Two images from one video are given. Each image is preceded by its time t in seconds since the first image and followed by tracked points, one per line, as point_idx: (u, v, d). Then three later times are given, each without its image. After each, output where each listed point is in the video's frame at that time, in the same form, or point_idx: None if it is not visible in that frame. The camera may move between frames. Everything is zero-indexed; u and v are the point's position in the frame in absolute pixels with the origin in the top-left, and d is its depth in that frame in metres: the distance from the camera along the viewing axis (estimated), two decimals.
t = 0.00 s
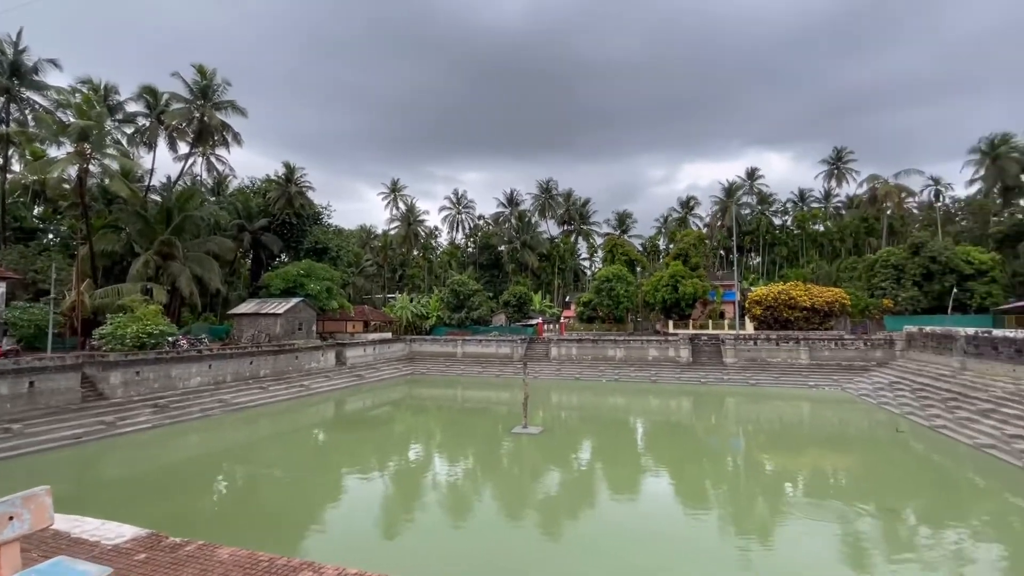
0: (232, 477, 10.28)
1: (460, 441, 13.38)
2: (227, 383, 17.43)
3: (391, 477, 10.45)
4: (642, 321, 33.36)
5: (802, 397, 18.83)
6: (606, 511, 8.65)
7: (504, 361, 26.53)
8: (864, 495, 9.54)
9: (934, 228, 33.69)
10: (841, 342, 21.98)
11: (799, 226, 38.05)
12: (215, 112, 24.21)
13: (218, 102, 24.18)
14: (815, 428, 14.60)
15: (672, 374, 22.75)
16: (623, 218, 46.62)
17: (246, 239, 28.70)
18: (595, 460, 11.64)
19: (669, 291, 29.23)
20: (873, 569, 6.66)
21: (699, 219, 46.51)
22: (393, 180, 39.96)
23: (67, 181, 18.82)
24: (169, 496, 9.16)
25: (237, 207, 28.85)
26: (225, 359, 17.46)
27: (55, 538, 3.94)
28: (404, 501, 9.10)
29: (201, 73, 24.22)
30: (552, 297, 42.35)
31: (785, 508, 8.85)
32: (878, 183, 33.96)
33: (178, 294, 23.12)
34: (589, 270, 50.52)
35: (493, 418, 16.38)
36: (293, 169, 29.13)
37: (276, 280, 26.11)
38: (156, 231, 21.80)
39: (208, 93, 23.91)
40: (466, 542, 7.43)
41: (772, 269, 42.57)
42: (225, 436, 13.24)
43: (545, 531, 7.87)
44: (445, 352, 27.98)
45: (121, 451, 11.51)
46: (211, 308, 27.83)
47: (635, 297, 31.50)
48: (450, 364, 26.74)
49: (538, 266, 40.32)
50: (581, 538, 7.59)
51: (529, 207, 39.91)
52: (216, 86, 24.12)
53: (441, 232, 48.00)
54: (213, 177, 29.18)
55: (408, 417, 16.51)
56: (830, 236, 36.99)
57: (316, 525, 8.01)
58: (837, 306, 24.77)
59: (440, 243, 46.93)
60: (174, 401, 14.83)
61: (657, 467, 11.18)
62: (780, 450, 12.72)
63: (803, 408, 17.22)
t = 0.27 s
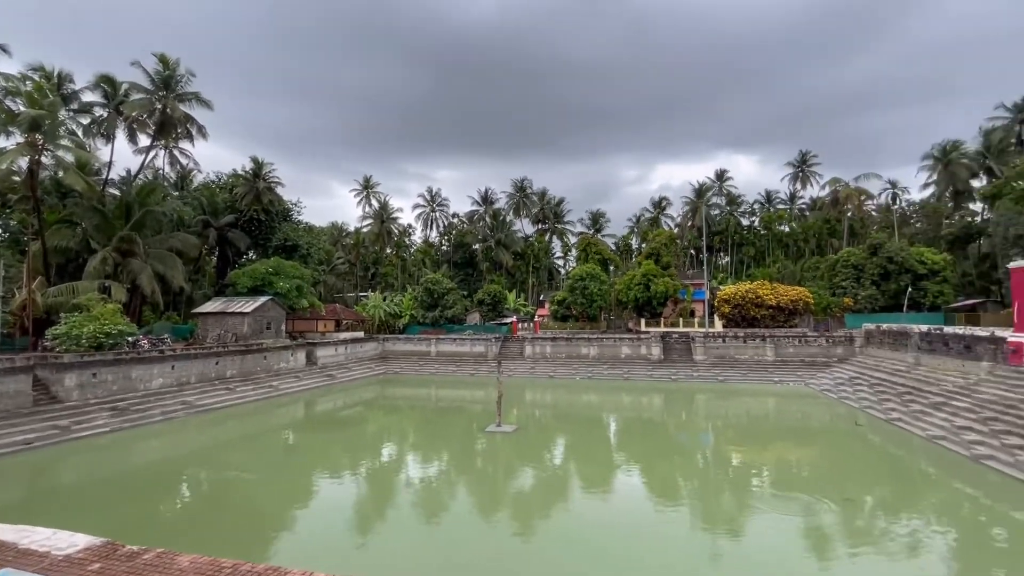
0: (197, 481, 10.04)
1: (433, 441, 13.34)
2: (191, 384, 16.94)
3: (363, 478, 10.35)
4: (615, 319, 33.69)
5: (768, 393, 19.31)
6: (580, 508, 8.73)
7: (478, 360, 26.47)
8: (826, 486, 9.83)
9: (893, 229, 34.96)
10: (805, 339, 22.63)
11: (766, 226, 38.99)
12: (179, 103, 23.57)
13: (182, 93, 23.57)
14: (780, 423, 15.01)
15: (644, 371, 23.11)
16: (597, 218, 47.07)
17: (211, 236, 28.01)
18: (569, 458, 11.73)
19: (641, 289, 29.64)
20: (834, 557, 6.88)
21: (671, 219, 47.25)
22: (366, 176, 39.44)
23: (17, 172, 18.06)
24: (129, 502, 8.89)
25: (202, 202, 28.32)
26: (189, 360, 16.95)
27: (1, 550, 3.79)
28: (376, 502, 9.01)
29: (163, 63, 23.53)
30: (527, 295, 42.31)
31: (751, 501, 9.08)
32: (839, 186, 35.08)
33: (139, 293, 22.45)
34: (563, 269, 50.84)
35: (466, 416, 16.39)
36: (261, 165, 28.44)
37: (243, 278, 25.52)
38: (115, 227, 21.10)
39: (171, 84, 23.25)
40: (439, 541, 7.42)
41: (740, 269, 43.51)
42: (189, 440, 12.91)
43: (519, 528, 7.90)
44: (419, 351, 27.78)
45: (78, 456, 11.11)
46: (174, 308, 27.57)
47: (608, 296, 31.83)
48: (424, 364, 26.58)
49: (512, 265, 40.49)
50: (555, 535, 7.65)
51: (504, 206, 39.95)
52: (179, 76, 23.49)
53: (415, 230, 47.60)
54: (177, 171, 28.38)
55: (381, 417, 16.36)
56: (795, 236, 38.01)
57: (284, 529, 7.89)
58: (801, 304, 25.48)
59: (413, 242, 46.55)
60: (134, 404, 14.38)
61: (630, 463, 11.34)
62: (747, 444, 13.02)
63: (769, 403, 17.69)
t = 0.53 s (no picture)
0: (158, 487, 9.81)
1: (405, 441, 13.30)
2: (151, 387, 16.39)
3: (333, 480, 10.28)
4: (588, 318, 33.95)
5: (735, 389, 19.82)
6: (552, 506, 8.85)
7: (451, 359, 26.43)
8: (787, 479, 10.18)
9: (852, 231, 36.28)
10: (770, 337, 23.30)
11: (733, 227, 39.95)
12: (138, 93, 22.88)
13: (141, 83, 22.88)
14: (745, 419, 15.45)
15: (616, 369, 23.47)
16: (570, 217, 47.46)
17: (173, 232, 27.29)
18: (542, 456, 11.86)
19: (613, 288, 30.05)
20: (795, 547, 7.15)
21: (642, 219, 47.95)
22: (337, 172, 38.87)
23: None
24: (86, 511, 8.64)
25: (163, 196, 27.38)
26: (148, 361, 16.39)
27: None
28: (347, 504, 8.99)
29: (121, 51, 22.76)
30: (500, 294, 42.42)
31: (715, 495, 9.38)
32: (802, 189, 36.16)
33: (94, 290, 21.84)
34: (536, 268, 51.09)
35: (438, 416, 16.40)
36: (226, 159, 27.78)
37: (207, 276, 24.95)
38: (69, 222, 20.43)
39: (129, 73, 22.53)
40: (411, 543, 7.44)
41: (709, 268, 44.44)
42: (149, 444, 12.58)
43: (492, 528, 7.96)
44: (391, 350, 27.56)
45: (29, 463, 10.72)
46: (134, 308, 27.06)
47: (580, 295, 32.11)
48: (396, 363, 26.42)
49: (486, 263, 40.51)
50: (528, 534, 7.74)
51: (477, 205, 39.91)
52: (139, 66, 22.80)
53: (387, 227, 47.11)
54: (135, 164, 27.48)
55: (352, 418, 16.25)
56: (761, 237, 39.03)
57: (251, 535, 7.78)
58: (766, 303, 26.22)
59: (386, 240, 46.11)
60: (89, 407, 13.91)
61: (601, 460, 11.52)
62: (714, 439, 13.38)
63: (735, 400, 18.17)
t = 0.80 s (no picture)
0: (115, 495, 9.57)
1: (376, 442, 13.25)
2: (107, 390, 15.79)
3: (301, 484, 10.20)
4: (561, 317, 34.19)
5: (703, 387, 20.32)
6: (524, 506, 8.96)
7: (423, 358, 26.36)
8: (753, 474, 10.51)
9: (814, 234, 37.56)
10: (736, 336, 23.92)
11: (702, 229, 40.80)
12: (93, 82, 22.20)
13: (97, 72, 22.23)
14: (712, 415, 15.89)
15: (588, 368, 23.79)
16: (543, 217, 47.73)
17: (132, 228, 26.54)
18: (515, 455, 11.97)
19: (585, 288, 30.37)
20: (759, 540, 7.42)
21: (614, 220, 48.55)
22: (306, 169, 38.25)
23: None
24: (37, 520, 8.39)
25: (121, 191, 26.81)
26: (105, 363, 15.78)
27: None
28: (316, 507, 8.94)
29: (75, 38, 22.01)
30: (473, 293, 42.50)
31: (684, 490, 9.63)
32: (767, 193, 37.12)
33: (45, 288, 21.08)
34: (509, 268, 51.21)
35: (410, 416, 16.37)
36: (189, 153, 27.12)
37: (167, 274, 24.38)
38: (18, 217, 19.73)
39: (84, 61, 21.87)
40: (382, 545, 7.46)
41: (679, 269, 45.26)
42: (106, 450, 12.25)
43: (465, 529, 8.02)
44: (362, 350, 27.28)
45: None
46: (88, 305, 26.40)
47: (553, 294, 32.31)
48: (367, 363, 26.23)
49: (459, 262, 40.40)
50: (500, 534, 7.83)
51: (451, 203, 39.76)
52: (94, 53, 22.16)
53: (358, 225, 46.55)
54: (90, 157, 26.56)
55: (321, 419, 16.10)
56: (728, 238, 39.99)
57: (216, 541, 7.68)
58: (733, 303, 26.89)
59: (357, 237, 45.64)
60: (39, 411, 13.44)
61: (573, 459, 11.69)
62: (684, 436, 13.71)
63: (703, 397, 18.65)
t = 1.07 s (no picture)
0: (67, 504, 9.29)
1: (345, 444, 13.18)
2: (58, 393, 15.27)
3: (268, 488, 10.09)
4: (534, 317, 34.37)
5: (672, 385, 20.75)
6: (496, 505, 9.08)
7: (395, 358, 26.22)
8: (720, 471, 10.81)
9: (778, 236, 38.73)
10: (704, 335, 24.50)
11: (672, 230, 41.59)
12: (45, 69, 21.43)
13: (49, 58, 21.49)
14: (681, 413, 16.30)
15: (560, 367, 24.06)
16: (517, 217, 47.93)
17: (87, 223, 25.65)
18: (487, 455, 12.08)
19: (558, 288, 30.65)
20: (726, 535, 7.64)
21: (587, 220, 49.09)
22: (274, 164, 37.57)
23: None
24: None
25: (75, 183, 25.96)
26: (56, 364, 15.28)
27: None
28: (283, 511, 8.86)
29: (26, 22, 21.20)
30: (446, 293, 42.46)
31: (654, 488, 9.85)
32: (735, 196, 38.05)
33: None
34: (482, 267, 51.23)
35: (382, 417, 16.32)
36: (149, 146, 26.22)
37: (126, 272, 23.57)
38: None
39: (35, 47, 21.13)
40: (353, 547, 7.46)
41: (650, 269, 45.99)
42: (58, 456, 11.87)
43: (438, 529, 8.08)
44: (332, 350, 26.99)
45: None
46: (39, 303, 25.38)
47: (527, 294, 32.45)
48: (337, 364, 25.97)
49: (432, 261, 40.25)
50: (471, 533, 7.91)
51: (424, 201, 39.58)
52: (46, 39, 21.41)
53: (328, 223, 45.91)
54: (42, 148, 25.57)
55: (288, 421, 15.89)
56: (697, 240, 40.84)
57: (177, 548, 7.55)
58: (702, 303, 27.54)
59: (326, 235, 45.03)
60: None
61: (545, 457, 11.85)
62: (654, 434, 14.01)
63: (672, 395, 19.07)
